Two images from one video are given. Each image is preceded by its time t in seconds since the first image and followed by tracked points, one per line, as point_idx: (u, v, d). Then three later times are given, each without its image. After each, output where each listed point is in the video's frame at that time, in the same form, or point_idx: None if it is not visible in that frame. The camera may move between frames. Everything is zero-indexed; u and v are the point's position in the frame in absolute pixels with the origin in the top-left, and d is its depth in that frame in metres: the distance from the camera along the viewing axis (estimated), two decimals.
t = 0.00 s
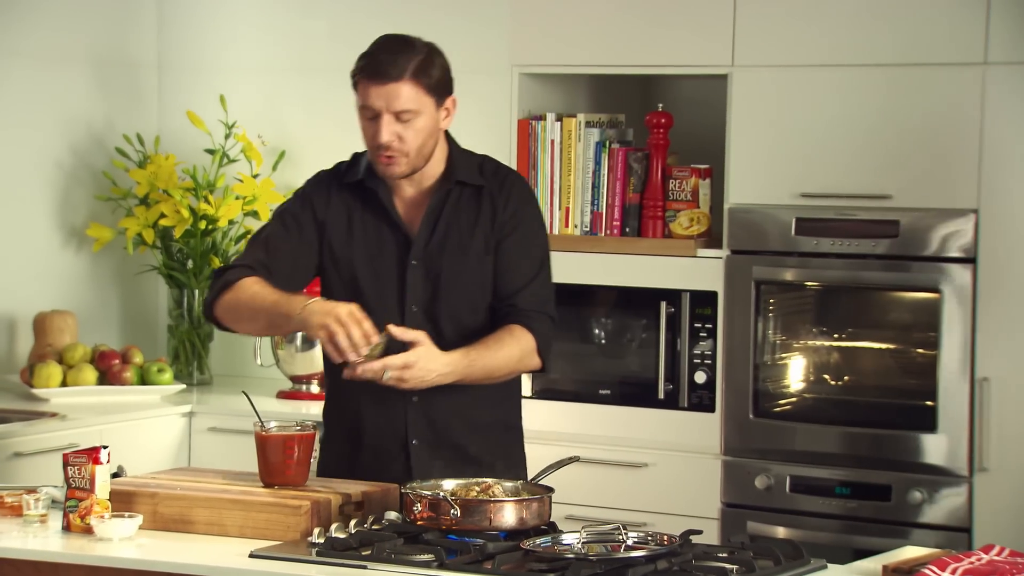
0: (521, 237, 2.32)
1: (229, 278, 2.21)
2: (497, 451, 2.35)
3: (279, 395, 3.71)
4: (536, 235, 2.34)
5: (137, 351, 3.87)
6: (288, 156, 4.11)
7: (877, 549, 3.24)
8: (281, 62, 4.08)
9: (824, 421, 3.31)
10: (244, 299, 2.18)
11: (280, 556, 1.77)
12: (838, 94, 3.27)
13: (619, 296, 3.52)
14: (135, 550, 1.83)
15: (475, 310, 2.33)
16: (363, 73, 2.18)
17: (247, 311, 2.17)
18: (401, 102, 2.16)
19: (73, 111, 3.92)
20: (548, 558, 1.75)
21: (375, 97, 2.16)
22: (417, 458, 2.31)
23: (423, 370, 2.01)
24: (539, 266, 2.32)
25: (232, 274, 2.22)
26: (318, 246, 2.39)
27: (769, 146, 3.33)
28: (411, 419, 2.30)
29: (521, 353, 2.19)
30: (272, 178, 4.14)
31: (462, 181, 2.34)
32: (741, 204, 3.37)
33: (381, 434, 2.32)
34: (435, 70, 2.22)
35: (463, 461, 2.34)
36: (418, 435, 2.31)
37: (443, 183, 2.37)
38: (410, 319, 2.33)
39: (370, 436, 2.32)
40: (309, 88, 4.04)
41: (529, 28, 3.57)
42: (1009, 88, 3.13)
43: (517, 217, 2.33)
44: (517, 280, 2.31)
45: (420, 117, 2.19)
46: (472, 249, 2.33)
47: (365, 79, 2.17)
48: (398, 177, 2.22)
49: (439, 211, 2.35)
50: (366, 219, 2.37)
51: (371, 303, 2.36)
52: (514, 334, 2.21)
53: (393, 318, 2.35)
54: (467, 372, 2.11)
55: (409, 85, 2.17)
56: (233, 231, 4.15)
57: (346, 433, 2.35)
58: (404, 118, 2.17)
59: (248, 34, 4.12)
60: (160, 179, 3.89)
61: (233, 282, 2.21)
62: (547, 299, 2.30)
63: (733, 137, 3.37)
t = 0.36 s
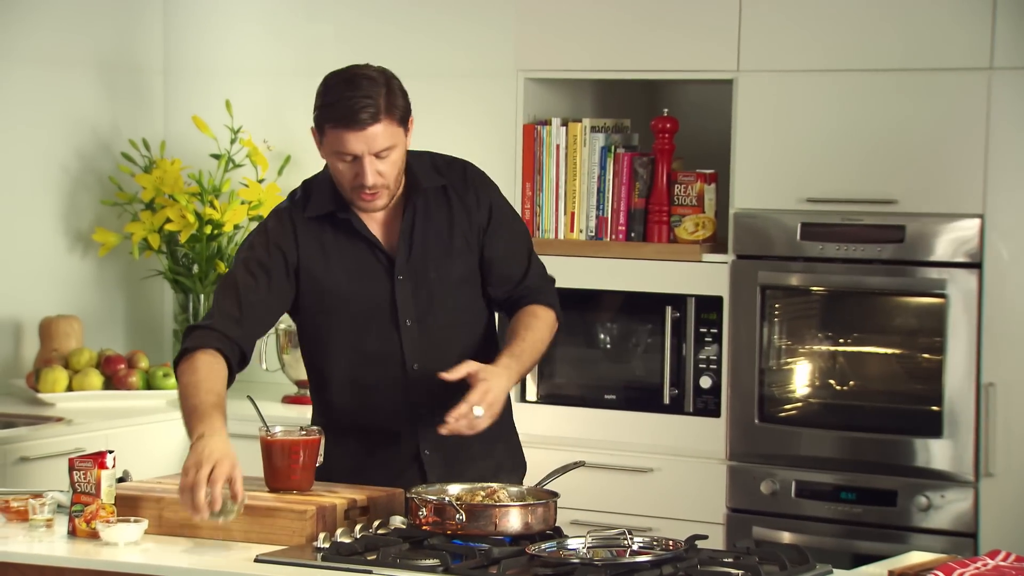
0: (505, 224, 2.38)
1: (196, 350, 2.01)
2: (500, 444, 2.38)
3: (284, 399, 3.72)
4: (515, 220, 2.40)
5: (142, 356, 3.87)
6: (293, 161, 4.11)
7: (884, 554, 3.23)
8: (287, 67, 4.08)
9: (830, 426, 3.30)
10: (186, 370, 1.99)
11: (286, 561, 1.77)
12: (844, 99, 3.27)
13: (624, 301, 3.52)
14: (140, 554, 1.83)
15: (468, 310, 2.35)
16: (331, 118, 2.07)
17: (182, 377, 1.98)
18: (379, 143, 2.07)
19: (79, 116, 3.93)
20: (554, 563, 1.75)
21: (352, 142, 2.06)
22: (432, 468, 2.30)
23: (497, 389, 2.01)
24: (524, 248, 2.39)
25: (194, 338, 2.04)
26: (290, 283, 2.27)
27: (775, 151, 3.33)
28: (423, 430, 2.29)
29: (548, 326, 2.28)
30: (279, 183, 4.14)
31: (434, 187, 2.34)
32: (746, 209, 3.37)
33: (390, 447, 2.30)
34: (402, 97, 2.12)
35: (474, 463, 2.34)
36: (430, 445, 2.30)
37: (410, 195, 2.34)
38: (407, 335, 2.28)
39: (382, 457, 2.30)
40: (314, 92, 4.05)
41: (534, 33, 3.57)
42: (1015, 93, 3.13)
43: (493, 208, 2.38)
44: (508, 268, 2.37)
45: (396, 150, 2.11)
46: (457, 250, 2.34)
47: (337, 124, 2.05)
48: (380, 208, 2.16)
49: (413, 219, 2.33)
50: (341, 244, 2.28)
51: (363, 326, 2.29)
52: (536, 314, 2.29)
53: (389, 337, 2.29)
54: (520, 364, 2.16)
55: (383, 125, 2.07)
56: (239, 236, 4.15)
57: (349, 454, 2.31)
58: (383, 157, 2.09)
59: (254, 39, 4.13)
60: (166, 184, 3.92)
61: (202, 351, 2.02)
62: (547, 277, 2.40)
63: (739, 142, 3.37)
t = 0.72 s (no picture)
0: (520, 228, 2.43)
1: (204, 363, 1.97)
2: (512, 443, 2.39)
3: (287, 398, 3.72)
4: (529, 221, 2.45)
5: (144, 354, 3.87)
6: (296, 159, 4.10)
7: (886, 553, 3.23)
8: (289, 66, 4.08)
9: (832, 424, 3.30)
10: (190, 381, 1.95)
11: (288, 559, 1.77)
12: (846, 98, 3.27)
13: (627, 300, 3.52)
14: (141, 552, 1.83)
15: (483, 312, 2.36)
16: (344, 129, 2.04)
17: (185, 388, 1.95)
18: (388, 164, 2.05)
19: (81, 115, 3.93)
20: (556, 562, 1.75)
21: (361, 158, 2.04)
22: (448, 467, 2.31)
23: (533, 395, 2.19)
24: (538, 249, 2.45)
25: (203, 348, 1.98)
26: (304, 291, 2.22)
27: (778, 149, 3.33)
28: (440, 432, 2.29)
29: (562, 313, 2.45)
30: (281, 181, 4.13)
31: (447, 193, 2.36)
32: (748, 207, 3.37)
33: (408, 451, 2.30)
34: (419, 120, 2.11)
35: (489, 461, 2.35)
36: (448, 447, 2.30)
37: (423, 201, 2.35)
38: (426, 340, 2.27)
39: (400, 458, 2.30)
40: (316, 91, 4.05)
41: (536, 32, 3.57)
42: (1016, 92, 3.13)
43: (507, 211, 2.41)
44: (522, 270, 2.45)
45: (404, 172, 2.09)
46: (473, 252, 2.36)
47: (348, 138, 2.03)
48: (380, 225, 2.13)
49: (429, 225, 2.32)
50: (357, 250, 2.26)
51: (381, 331, 2.26)
52: (554, 304, 2.45)
53: (407, 342, 2.27)
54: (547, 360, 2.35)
55: (395, 145, 2.05)
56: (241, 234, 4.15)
57: (365, 453, 2.31)
58: (390, 176, 2.07)
59: (256, 38, 4.13)
60: (168, 182, 3.92)
61: (207, 364, 1.97)
62: (562, 269, 2.50)
63: (741, 141, 3.37)
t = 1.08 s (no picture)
0: (509, 234, 2.46)
1: (187, 365, 2.00)
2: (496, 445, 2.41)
3: (281, 396, 3.72)
4: (518, 231, 2.48)
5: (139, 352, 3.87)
6: (291, 157, 4.12)
7: (880, 551, 3.24)
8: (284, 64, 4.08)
9: (826, 422, 3.30)
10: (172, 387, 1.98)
11: (283, 557, 1.77)
12: (842, 96, 3.27)
13: (622, 298, 3.52)
14: (136, 550, 1.83)
15: (470, 317, 2.37)
16: (336, 136, 2.03)
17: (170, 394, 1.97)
18: (378, 175, 2.05)
19: (76, 112, 3.93)
20: (551, 559, 1.75)
21: (350, 168, 2.03)
22: (433, 469, 2.31)
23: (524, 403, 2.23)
24: (525, 252, 2.50)
25: (188, 351, 2.01)
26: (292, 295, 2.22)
27: (773, 147, 3.33)
28: (426, 436, 2.30)
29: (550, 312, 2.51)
30: (276, 179, 4.14)
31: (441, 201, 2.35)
32: (744, 206, 3.36)
33: (392, 454, 2.30)
34: (413, 132, 2.11)
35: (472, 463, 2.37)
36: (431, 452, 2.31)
37: (416, 206, 2.34)
38: (414, 347, 2.27)
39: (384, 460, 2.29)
40: (312, 89, 4.04)
41: (531, 30, 3.57)
42: (1011, 90, 3.13)
43: (498, 219, 2.43)
44: (512, 272, 2.49)
45: (394, 183, 2.09)
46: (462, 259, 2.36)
47: (339, 148, 2.03)
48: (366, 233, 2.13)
49: (422, 231, 2.31)
50: (347, 255, 2.24)
51: (369, 337, 2.26)
52: (540, 305, 2.50)
53: (395, 348, 2.27)
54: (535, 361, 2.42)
55: (386, 157, 2.05)
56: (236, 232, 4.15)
57: (349, 455, 2.30)
58: (379, 187, 2.07)
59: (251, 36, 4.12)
60: (163, 180, 3.91)
61: (190, 367, 2.00)
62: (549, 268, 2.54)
63: (736, 139, 3.36)
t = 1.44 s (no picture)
0: (501, 227, 2.47)
1: (179, 357, 1.99)
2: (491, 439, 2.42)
3: (279, 389, 3.72)
4: (509, 225, 2.48)
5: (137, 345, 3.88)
6: (288, 151, 4.11)
7: (877, 545, 3.24)
8: (281, 57, 4.08)
9: (824, 416, 3.31)
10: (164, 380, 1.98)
11: (279, 550, 1.77)
12: (840, 90, 3.27)
13: (619, 292, 3.52)
14: (133, 544, 1.83)
15: (462, 311, 2.37)
16: (335, 129, 2.04)
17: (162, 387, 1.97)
18: (376, 166, 2.05)
19: (73, 105, 3.92)
20: (548, 553, 1.75)
21: (349, 159, 2.04)
22: (429, 463, 2.32)
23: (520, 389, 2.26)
24: (517, 244, 2.50)
25: (182, 345, 2.01)
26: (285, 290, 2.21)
27: (770, 141, 3.33)
28: (421, 430, 2.30)
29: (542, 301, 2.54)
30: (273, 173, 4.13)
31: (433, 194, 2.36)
32: (741, 200, 3.37)
33: (388, 449, 2.30)
34: (410, 124, 2.11)
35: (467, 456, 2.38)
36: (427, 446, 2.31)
37: (409, 200, 2.34)
38: (408, 340, 2.27)
39: (380, 453, 2.29)
40: (309, 82, 4.04)
41: (529, 24, 3.57)
42: (1009, 85, 3.13)
43: (489, 213, 2.44)
44: (503, 266, 2.50)
45: (392, 174, 2.09)
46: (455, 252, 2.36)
47: (339, 139, 2.03)
48: (362, 225, 2.14)
49: (415, 225, 2.32)
50: (339, 250, 2.24)
51: (363, 331, 2.26)
52: (532, 296, 2.53)
53: (389, 342, 2.27)
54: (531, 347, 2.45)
55: (385, 148, 2.05)
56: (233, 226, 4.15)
57: (343, 450, 2.30)
58: (378, 177, 2.07)
59: (249, 29, 4.12)
60: (160, 173, 3.90)
61: (182, 359, 2.00)
62: (539, 257, 2.55)
63: (733, 133, 3.37)
